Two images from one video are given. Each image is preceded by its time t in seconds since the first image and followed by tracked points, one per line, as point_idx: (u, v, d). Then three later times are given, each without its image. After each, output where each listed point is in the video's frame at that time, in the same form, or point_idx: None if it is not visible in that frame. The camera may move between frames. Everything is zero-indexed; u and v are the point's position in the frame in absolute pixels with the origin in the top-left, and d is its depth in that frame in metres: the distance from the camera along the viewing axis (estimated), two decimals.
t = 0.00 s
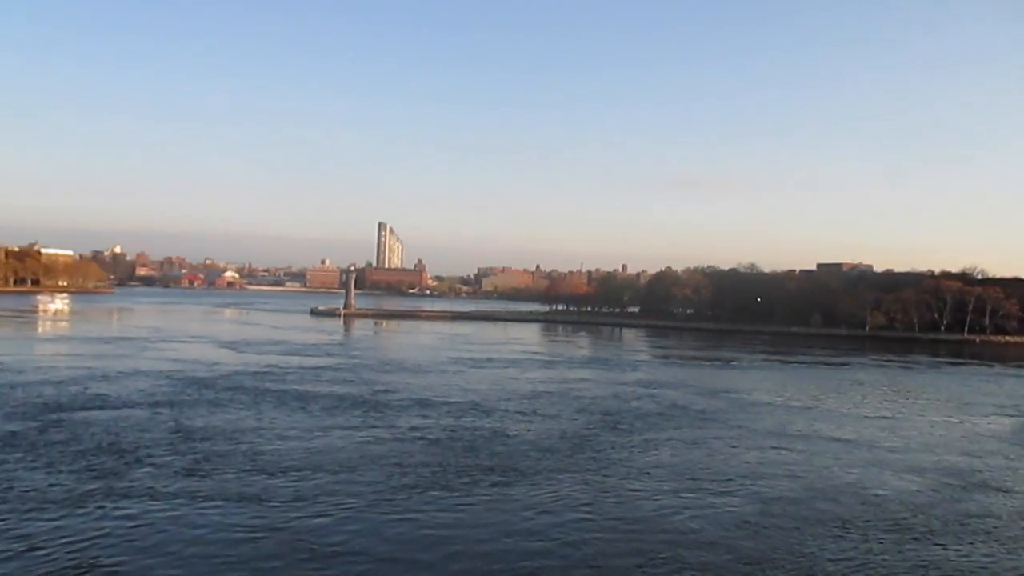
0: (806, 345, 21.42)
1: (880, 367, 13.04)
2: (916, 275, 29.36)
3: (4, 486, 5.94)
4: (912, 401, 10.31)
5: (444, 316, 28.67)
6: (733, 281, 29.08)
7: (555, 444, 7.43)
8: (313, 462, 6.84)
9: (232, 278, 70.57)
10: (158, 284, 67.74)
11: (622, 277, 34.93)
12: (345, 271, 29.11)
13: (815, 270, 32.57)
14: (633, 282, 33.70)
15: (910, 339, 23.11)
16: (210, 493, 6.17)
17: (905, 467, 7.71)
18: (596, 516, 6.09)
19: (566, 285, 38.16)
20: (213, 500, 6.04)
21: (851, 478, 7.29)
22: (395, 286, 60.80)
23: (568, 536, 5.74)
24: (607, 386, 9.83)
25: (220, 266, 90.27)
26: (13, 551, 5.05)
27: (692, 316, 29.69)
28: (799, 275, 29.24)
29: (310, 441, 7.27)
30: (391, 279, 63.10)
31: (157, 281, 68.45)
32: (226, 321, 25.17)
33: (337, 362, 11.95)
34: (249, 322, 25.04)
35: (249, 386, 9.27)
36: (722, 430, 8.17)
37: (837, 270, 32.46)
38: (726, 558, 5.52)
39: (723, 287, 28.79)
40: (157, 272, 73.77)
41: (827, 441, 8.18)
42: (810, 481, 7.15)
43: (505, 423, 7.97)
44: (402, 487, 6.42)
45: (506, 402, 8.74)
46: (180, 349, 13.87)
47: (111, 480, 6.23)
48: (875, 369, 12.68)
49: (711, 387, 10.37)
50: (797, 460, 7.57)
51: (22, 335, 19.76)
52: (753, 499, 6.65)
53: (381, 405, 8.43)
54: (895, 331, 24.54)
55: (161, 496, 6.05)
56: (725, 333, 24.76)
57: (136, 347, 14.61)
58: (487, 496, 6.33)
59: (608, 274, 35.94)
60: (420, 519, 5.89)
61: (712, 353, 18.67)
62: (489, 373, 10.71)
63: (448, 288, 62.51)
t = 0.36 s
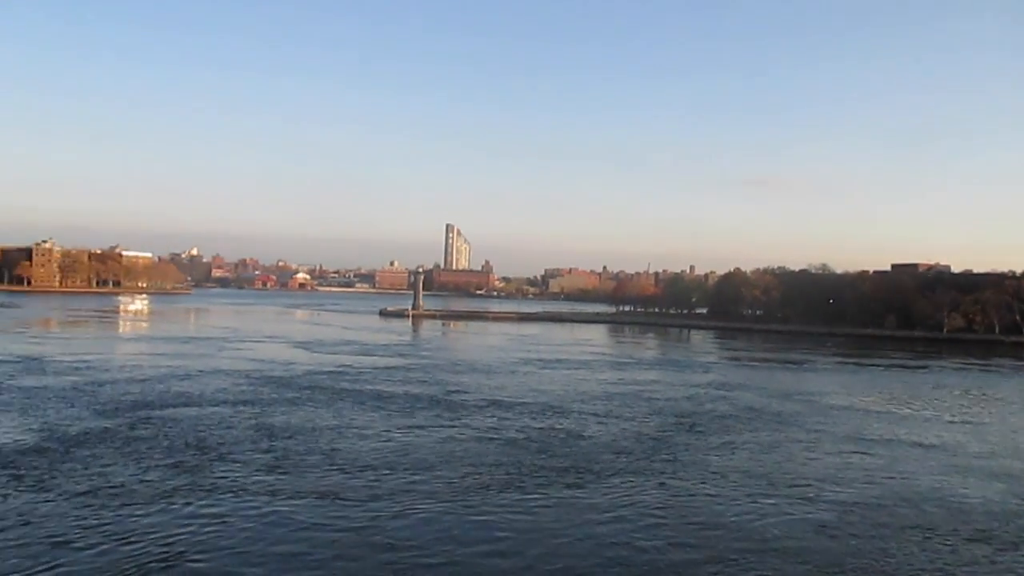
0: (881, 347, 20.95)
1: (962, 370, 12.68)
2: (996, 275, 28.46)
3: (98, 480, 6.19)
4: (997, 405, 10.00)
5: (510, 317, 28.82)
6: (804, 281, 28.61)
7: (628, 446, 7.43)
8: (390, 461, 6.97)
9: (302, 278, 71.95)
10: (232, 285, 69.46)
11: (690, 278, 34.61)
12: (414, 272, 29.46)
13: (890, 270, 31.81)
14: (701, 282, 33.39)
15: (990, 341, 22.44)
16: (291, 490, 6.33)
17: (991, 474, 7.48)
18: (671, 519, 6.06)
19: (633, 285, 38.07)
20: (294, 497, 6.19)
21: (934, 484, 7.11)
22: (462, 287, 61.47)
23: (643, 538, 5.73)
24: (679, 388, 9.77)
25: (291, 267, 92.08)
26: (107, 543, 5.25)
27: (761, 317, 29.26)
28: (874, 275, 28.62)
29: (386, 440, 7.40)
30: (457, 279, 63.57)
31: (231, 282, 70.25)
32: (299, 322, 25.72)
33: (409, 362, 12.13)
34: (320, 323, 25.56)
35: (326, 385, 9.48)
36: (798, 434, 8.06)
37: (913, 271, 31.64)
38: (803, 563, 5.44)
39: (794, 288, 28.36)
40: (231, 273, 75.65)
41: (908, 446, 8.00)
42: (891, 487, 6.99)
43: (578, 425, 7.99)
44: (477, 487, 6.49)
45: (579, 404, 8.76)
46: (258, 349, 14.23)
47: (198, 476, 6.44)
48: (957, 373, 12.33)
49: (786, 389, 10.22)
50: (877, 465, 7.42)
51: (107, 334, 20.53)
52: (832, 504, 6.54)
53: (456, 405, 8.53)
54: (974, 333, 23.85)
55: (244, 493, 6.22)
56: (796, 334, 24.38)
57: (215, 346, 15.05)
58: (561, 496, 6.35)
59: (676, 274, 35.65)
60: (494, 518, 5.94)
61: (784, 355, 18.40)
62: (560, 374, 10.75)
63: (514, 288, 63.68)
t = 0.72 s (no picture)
0: (962, 348, 20.29)
1: None
2: None
3: (182, 479, 6.33)
4: None
5: (577, 319, 28.77)
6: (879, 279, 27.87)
7: (704, 449, 7.31)
8: (464, 462, 6.97)
9: (370, 281, 72.94)
10: (302, 288, 70.81)
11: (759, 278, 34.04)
12: (479, 274, 29.60)
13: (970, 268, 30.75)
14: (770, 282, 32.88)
15: None
16: (367, 490, 6.37)
17: None
18: (748, 523, 5.93)
19: (700, 285, 37.76)
20: (368, 497, 6.22)
21: None
22: (528, 287, 61.68)
23: (720, 543, 5.60)
24: (754, 390, 9.59)
25: (359, 270, 93.43)
26: (188, 541, 5.35)
27: (834, 318, 28.59)
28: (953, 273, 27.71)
29: (460, 442, 7.41)
30: (524, 281, 63.66)
31: (301, 284, 71.57)
32: (367, 324, 26.06)
33: (479, 364, 12.14)
34: (389, 325, 25.88)
35: (399, 386, 9.55)
36: (879, 439, 7.83)
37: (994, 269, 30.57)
38: (888, 571, 5.26)
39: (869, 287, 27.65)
40: (301, 277, 77.10)
41: (995, 452, 7.70)
42: (979, 494, 6.72)
43: (653, 427, 7.90)
44: (552, 489, 6.45)
45: (652, 406, 8.67)
46: (330, 351, 14.45)
47: (277, 475, 6.53)
48: None
49: (866, 392, 9.95)
50: (965, 472, 7.15)
51: (184, 336, 21.11)
52: (917, 511, 6.32)
53: (530, 407, 8.52)
54: None
55: (321, 492, 6.29)
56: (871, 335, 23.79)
57: (290, 349, 15.34)
58: (635, 500, 6.26)
59: (746, 275, 35.19)
60: (567, 521, 5.89)
61: (860, 357, 17.93)
62: (632, 376, 10.64)
63: (582, 288, 64.27)
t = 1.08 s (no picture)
0: None
1: None
2: None
3: (267, 480, 6.50)
4: None
5: (646, 321, 28.59)
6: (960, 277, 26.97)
7: (785, 453, 7.20)
8: (540, 466, 6.99)
9: (438, 285, 73.71)
10: (372, 293, 71.91)
11: (833, 278, 33.29)
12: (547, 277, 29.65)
13: None
14: (845, 282, 32.13)
15: None
16: (446, 492, 6.45)
17: None
18: (832, 529, 5.82)
19: (772, 286, 37.12)
20: (447, 500, 6.28)
21: None
22: (596, 290, 61.56)
23: (804, 549, 5.50)
24: (834, 394, 9.40)
25: (426, 274, 94.49)
26: (274, 542, 5.48)
27: (913, 319, 27.78)
28: None
29: (536, 446, 7.44)
30: (591, 284, 63.58)
31: (372, 289, 72.71)
32: (437, 328, 26.33)
33: (552, 368, 12.16)
34: (459, 329, 26.08)
35: (473, 390, 9.62)
36: (967, 443, 7.60)
37: None
38: None
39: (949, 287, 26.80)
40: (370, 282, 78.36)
41: None
42: None
43: (731, 431, 7.82)
44: (630, 493, 6.43)
45: (730, 410, 8.57)
46: (403, 355, 14.64)
47: (359, 478, 6.65)
48: None
49: (951, 395, 9.66)
50: None
51: (260, 341, 21.64)
52: (1010, 517, 6.12)
53: (605, 410, 8.50)
54: None
55: (401, 495, 6.37)
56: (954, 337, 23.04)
57: (363, 353, 15.59)
58: (715, 505, 6.20)
59: (819, 275, 34.47)
60: (646, 525, 5.86)
61: (942, 358, 17.41)
62: (707, 379, 10.53)
63: (650, 290, 63.88)
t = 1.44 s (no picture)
0: None
1: None
2: None
3: (352, 486, 6.61)
4: None
5: (720, 327, 28.25)
6: None
7: (872, 464, 7.04)
8: (621, 474, 6.96)
9: (510, 292, 74.14)
10: (444, 301, 72.70)
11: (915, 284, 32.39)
12: (619, 284, 29.52)
13: None
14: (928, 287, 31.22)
15: None
16: (528, 500, 6.47)
17: None
18: (924, 542, 5.66)
19: (851, 292, 36.30)
20: (528, 507, 6.30)
21: None
22: (669, 296, 61.14)
23: (894, 562, 5.36)
24: (922, 403, 9.14)
25: (497, 282, 95.07)
26: (360, 546, 5.57)
27: (1000, 325, 26.84)
28: None
29: (617, 454, 7.41)
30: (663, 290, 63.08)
31: (444, 297, 73.49)
32: (509, 335, 26.46)
33: (628, 376, 12.09)
34: (531, 336, 26.16)
35: (552, 398, 9.64)
36: None
37: None
38: None
39: None
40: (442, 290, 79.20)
41: None
42: None
43: (816, 440, 7.67)
44: (713, 502, 6.35)
45: (814, 419, 8.41)
46: (478, 362, 14.74)
47: (441, 484, 6.72)
48: None
49: None
50: None
51: (336, 348, 22.05)
52: None
53: (686, 419, 8.43)
54: None
55: (482, 501, 6.42)
56: None
57: (439, 360, 15.77)
58: (801, 515, 6.09)
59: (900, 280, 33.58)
60: (730, 535, 5.79)
61: None
62: (787, 387, 10.35)
63: (724, 296, 63.19)
